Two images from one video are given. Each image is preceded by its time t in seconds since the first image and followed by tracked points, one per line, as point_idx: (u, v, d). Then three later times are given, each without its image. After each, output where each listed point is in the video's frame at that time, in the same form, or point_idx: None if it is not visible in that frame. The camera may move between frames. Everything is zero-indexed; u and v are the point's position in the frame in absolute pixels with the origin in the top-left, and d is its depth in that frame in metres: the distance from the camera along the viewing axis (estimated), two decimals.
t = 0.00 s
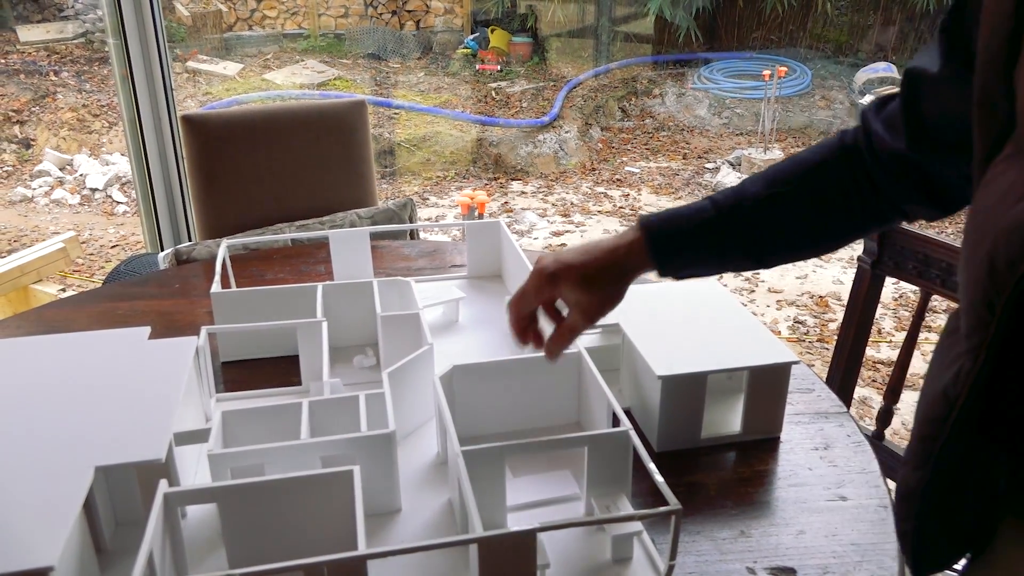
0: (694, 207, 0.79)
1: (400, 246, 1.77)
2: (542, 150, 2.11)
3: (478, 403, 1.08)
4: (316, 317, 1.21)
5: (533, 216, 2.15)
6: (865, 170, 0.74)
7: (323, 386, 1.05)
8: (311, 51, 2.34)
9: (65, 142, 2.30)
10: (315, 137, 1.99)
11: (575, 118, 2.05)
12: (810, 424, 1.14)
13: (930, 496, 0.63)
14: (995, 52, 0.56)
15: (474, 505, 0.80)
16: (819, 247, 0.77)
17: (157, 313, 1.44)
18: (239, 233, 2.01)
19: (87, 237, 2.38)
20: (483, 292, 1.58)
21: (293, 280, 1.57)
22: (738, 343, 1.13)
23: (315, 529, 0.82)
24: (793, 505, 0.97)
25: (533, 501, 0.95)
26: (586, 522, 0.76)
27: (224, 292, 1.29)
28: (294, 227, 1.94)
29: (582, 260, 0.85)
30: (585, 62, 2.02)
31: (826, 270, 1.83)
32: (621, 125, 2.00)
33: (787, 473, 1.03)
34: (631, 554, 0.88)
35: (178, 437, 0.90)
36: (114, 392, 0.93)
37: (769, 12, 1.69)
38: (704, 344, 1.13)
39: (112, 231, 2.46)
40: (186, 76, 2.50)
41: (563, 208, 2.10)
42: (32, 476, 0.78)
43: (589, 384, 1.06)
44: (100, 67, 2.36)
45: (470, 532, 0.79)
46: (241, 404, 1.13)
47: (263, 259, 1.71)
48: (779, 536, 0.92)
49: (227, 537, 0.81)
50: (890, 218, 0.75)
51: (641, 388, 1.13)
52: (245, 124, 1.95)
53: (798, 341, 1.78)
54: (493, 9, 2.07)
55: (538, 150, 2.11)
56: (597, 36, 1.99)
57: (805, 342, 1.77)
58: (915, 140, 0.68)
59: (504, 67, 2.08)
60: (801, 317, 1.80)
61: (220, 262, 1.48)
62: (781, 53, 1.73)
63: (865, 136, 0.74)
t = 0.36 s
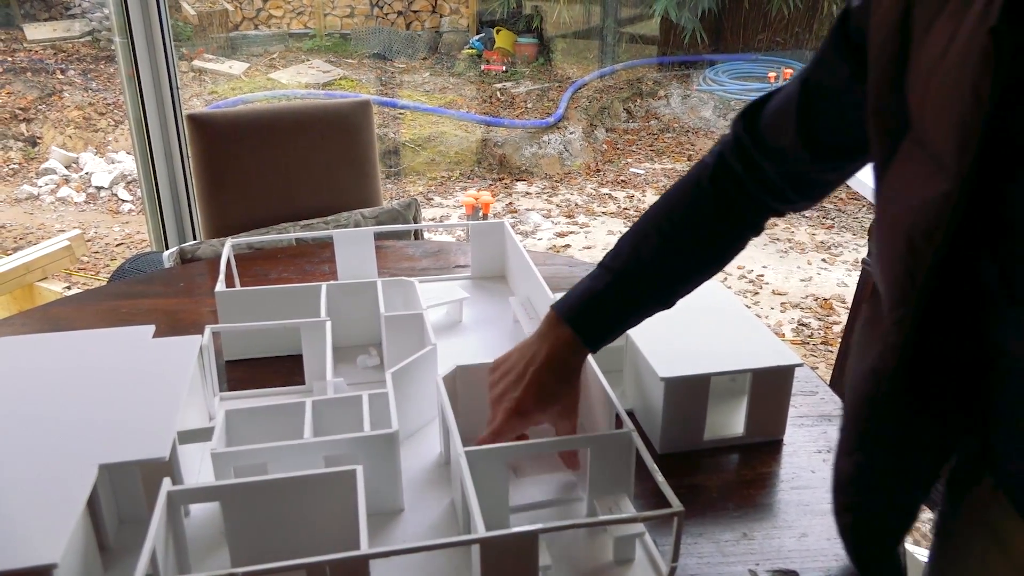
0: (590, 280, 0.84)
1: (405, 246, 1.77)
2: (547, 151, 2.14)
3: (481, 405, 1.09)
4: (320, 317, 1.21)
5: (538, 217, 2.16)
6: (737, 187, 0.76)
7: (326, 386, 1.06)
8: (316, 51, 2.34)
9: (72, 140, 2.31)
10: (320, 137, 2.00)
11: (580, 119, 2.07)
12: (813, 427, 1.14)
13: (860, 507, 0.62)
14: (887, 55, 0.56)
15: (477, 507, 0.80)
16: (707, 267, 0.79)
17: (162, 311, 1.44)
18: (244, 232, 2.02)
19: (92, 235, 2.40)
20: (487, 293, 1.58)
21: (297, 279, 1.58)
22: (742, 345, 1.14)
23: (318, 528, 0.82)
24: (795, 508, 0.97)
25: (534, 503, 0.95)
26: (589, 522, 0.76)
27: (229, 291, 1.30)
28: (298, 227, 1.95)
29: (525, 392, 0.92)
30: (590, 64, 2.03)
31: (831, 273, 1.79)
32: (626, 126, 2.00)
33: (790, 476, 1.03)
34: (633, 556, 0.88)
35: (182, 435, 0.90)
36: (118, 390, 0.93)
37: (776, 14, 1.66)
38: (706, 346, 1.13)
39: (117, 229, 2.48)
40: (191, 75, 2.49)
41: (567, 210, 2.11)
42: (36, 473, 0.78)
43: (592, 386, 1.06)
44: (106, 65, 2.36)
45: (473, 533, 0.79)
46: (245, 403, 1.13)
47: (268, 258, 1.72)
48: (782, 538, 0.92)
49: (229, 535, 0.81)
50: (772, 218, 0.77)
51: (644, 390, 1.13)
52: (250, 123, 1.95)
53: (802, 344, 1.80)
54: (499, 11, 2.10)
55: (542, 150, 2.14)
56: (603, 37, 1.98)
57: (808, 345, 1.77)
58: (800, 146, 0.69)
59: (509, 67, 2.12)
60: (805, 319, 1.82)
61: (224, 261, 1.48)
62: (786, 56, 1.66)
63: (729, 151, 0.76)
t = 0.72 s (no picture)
0: (586, 293, 0.93)
1: (412, 247, 1.78)
2: (554, 153, 2.14)
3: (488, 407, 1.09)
4: (328, 318, 1.22)
5: (545, 219, 2.14)
6: (716, 194, 0.89)
7: (333, 387, 1.06)
8: (325, 52, 2.35)
9: (82, 140, 2.32)
10: (328, 138, 2.00)
11: (587, 121, 2.07)
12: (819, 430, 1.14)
13: (852, 441, 0.77)
14: (852, 73, 0.75)
15: (483, 508, 0.80)
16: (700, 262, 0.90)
17: (170, 311, 1.45)
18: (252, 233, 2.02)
19: (101, 235, 2.41)
20: (494, 295, 1.58)
21: (305, 280, 1.58)
22: (749, 348, 1.13)
23: (323, 529, 0.82)
24: (802, 512, 0.96)
25: (540, 506, 0.96)
26: (595, 524, 0.76)
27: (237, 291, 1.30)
28: (306, 227, 1.95)
29: (531, 404, 0.95)
30: (598, 66, 2.03)
31: (838, 276, 1.79)
32: (634, 128, 2.00)
33: (796, 480, 1.03)
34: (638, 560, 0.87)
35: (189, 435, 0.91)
36: (126, 390, 0.94)
37: (784, 16, 1.62)
38: (714, 349, 1.13)
39: (126, 229, 2.48)
40: (201, 76, 2.49)
41: (574, 213, 2.10)
42: (45, 471, 0.78)
43: (599, 388, 1.06)
44: (116, 66, 2.37)
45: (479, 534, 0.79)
46: (252, 403, 1.14)
47: (275, 259, 1.72)
48: (788, 542, 0.91)
49: (235, 535, 0.81)
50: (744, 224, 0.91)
51: (650, 392, 1.13)
52: (258, 124, 1.96)
53: (810, 347, 1.75)
54: (508, 12, 2.10)
55: (550, 152, 2.13)
56: (611, 40, 1.98)
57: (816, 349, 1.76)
58: (775, 154, 0.85)
59: (518, 68, 2.12)
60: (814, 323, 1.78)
61: (232, 262, 1.48)
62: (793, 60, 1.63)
63: (703, 165, 0.90)
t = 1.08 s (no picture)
0: (671, 212, 0.94)
1: (416, 251, 1.78)
2: (559, 155, 2.11)
3: (491, 411, 1.09)
4: (331, 321, 1.22)
5: (548, 222, 2.15)
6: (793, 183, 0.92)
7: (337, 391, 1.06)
8: (329, 56, 2.34)
9: (87, 143, 2.33)
10: (332, 142, 2.00)
11: (592, 124, 2.05)
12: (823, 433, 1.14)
13: (849, 431, 0.81)
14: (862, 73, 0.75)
15: (486, 512, 0.80)
16: (775, 241, 0.94)
17: (175, 315, 1.45)
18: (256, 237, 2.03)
19: (106, 238, 2.42)
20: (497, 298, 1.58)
21: (308, 284, 1.58)
22: (752, 351, 1.13)
23: (327, 532, 0.83)
24: (805, 516, 0.96)
25: (543, 509, 0.96)
26: (598, 529, 0.76)
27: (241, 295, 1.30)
28: (310, 231, 1.95)
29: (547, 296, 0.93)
30: (606, 68, 2.02)
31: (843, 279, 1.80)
32: (638, 131, 1.99)
33: (800, 484, 1.02)
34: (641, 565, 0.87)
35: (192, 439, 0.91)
36: (130, 393, 0.94)
37: (789, 19, 1.71)
38: (717, 353, 1.13)
39: (131, 232, 2.50)
40: (205, 80, 2.51)
41: (578, 216, 2.10)
42: (49, 475, 0.79)
43: (603, 391, 1.06)
44: (122, 70, 2.38)
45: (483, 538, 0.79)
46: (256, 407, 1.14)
47: (280, 263, 1.72)
48: (792, 546, 0.91)
49: (238, 539, 0.81)
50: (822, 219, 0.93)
51: (654, 396, 1.13)
52: (262, 128, 1.97)
53: (813, 350, 1.74)
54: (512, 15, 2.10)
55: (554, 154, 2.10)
56: (615, 44, 2.00)
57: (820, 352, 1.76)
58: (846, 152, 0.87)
59: (522, 72, 2.11)
60: (817, 326, 1.78)
61: (236, 265, 1.48)
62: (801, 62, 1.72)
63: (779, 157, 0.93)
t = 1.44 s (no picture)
0: (609, 227, 0.94)
1: (414, 256, 1.78)
2: (557, 161, 2.13)
3: (487, 419, 1.09)
4: (329, 328, 1.22)
5: (546, 227, 2.14)
6: (749, 178, 0.90)
7: (335, 398, 1.06)
8: (328, 61, 2.35)
9: (85, 149, 2.34)
10: (331, 147, 2.01)
11: (590, 129, 2.07)
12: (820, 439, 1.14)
13: (855, 420, 0.80)
14: (875, 72, 0.76)
15: (483, 519, 0.80)
16: (727, 241, 0.92)
17: (172, 321, 1.45)
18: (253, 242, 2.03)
19: (104, 243, 2.42)
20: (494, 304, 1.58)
21: (306, 290, 1.58)
22: (750, 358, 1.13)
23: (324, 539, 0.82)
24: (802, 523, 0.96)
25: (539, 517, 0.96)
26: (593, 536, 0.76)
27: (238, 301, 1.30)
28: (308, 236, 1.95)
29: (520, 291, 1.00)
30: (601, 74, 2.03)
31: (840, 284, 1.80)
32: (635, 136, 2.01)
33: (797, 491, 1.02)
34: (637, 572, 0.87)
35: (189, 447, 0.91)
36: (127, 400, 0.94)
37: (786, 26, 1.72)
38: (715, 359, 1.13)
39: (129, 237, 2.48)
40: (204, 85, 2.48)
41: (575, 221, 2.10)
42: (46, 483, 0.79)
43: (599, 397, 1.06)
44: (119, 75, 2.36)
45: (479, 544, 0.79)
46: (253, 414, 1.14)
47: (277, 268, 1.72)
48: (789, 552, 0.91)
49: (235, 547, 0.81)
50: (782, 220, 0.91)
51: (651, 402, 1.13)
52: (261, 133, 1.97)
53: (812, 355, 1.73)
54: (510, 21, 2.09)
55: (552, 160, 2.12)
56: (613, 48, 2.00)
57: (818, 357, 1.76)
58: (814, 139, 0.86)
59: (520, 77, 2.12)
60: (815, 331, 1.77)
61: (234, 271, 1.48)
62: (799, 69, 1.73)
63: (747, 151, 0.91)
